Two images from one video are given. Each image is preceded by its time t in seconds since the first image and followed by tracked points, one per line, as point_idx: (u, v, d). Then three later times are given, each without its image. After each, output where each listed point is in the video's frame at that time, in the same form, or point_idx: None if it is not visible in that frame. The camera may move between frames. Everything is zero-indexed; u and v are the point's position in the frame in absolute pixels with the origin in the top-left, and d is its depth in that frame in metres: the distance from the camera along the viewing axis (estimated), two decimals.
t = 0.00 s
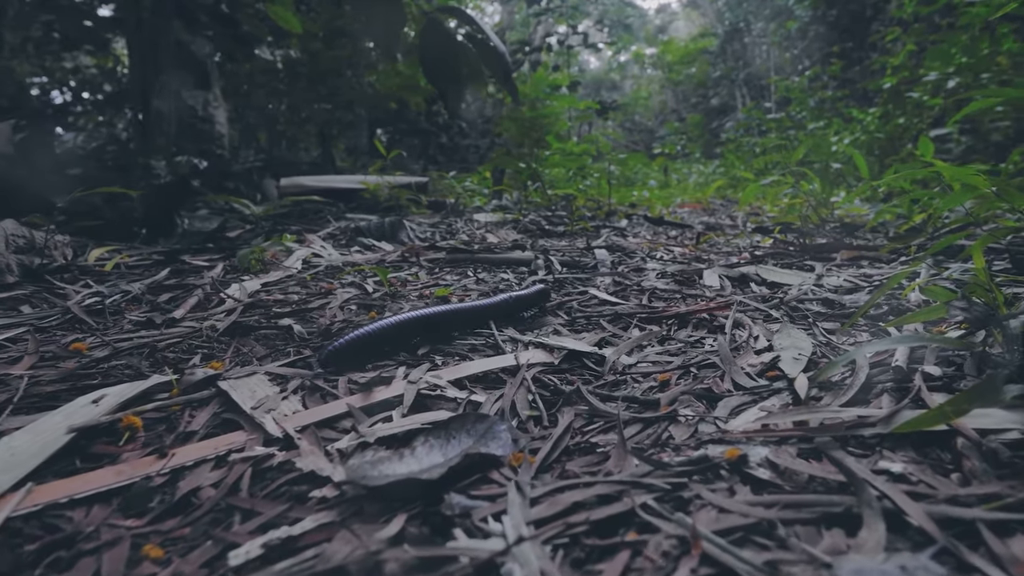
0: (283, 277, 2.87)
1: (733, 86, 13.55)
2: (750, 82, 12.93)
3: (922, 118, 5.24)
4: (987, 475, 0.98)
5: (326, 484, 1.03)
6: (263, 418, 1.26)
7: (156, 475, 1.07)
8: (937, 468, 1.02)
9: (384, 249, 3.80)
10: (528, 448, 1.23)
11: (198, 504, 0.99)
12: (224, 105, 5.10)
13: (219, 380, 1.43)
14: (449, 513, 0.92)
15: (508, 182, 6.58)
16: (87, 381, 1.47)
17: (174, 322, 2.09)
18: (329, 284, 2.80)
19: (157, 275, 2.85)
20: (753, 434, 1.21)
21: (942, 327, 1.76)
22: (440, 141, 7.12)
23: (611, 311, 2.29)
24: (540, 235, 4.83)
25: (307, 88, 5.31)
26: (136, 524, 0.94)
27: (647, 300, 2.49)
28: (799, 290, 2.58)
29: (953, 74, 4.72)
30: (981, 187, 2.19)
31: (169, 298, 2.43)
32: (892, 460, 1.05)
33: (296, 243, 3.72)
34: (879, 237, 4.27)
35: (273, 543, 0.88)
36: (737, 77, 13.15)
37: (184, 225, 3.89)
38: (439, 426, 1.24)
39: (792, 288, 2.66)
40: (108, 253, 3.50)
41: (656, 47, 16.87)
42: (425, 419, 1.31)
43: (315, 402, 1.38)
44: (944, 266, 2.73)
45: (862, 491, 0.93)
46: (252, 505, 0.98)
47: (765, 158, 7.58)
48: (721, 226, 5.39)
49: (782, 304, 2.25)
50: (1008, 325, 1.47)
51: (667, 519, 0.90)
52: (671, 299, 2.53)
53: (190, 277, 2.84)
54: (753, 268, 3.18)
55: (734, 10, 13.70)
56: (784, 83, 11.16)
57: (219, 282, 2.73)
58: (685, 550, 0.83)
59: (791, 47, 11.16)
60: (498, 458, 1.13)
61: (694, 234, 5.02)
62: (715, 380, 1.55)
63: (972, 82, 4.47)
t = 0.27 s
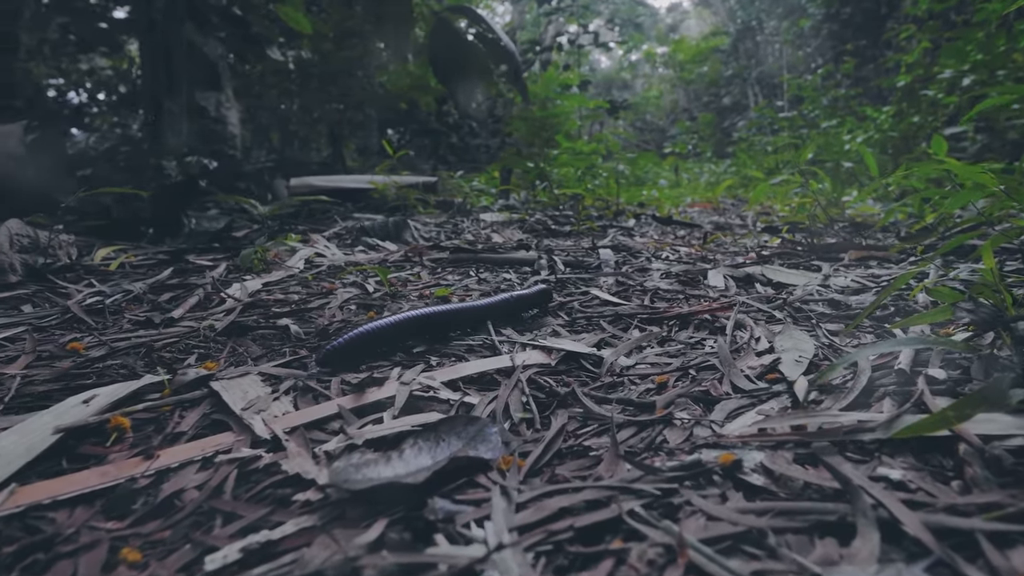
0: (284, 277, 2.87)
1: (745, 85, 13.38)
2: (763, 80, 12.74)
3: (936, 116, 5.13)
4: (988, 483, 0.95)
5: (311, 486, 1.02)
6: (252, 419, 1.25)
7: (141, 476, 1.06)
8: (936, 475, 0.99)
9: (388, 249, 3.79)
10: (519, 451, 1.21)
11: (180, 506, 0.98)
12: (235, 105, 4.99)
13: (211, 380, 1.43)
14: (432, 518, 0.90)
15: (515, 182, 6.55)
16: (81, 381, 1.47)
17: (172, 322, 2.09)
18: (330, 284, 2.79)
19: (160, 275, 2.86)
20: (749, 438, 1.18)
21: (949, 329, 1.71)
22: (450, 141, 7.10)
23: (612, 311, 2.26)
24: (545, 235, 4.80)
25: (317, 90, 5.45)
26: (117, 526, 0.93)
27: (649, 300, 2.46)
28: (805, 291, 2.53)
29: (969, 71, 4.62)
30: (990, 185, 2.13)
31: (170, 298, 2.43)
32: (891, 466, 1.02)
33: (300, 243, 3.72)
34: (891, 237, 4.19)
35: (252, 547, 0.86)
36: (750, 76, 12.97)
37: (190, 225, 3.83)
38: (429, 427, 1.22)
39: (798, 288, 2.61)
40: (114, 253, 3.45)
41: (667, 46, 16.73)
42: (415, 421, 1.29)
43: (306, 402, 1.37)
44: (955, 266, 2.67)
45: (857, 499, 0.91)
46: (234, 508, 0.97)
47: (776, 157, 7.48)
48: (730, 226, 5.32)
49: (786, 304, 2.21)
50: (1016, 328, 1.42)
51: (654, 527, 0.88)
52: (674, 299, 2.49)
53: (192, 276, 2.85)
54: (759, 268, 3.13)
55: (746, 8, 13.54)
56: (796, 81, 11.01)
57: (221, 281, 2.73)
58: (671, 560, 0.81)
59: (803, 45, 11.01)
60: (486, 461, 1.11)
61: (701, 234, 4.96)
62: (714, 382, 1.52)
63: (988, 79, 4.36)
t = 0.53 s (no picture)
0: (287, 277, 2.87)
1: (759, 84, 13.21)
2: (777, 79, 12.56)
3: (954, 114, 5.02)
4: (989, 492, 0.92)
5: (295, 490, 1.00)
6: (242, 420, 1.24)
7: (126, 477, 1.05)
8: (936, 483, 0.96)
9: (393, 249, 3.78)
10: (509, 454, 1.19)
11: (163, 508, 0.97)
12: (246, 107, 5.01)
13: (204, 381, 1.42)
14: (414, 523, 0.89)
15: (523, 181, 6.51)
16: (76, 380, 1.47)
17: (172, 321, 2.09)
18: (332, 284, 2.78)
19: (165, 274, 2.87)
20: (745, 443, 1.15)
21: (958, 332, 1.67)
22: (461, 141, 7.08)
23: (613, 312, 2.24)
24: (552, 235, 4.76)
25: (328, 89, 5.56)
26: (99, 528, 0.93)
27: (651, 301, 2.43)
28: (812, 291, 2.49)
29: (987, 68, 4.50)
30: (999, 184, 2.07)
31: (172, 297, 2.43)
32: (889, 473, 0.99)
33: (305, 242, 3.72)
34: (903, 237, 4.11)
35: (231, 551, 0.85)
36: (763, 75, 12.79)
37: (198, 225, 3.81)
38: (418, 430, 1.21)
39: (805, 288, 2.57)
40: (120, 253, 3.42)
41: (680, 44, 16.57)
42: (406, 423, 1.28)
43: (298, 403, 1.36)
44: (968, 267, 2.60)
45: (851, 508, 0.88)
46: (217, 510, 0.96)
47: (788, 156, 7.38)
48: (741, 227, 5.25)
49: (791, 305, 2.17)
50: None
51: (641, 535, 0.86)
52: (677, 299, 2.46)
53: (196, 276, 2.86)
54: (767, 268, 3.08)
55: (760, 6, 13.37)
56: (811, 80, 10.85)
57: (223, 281, 2.74)
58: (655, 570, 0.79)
59: (818, 43, 10.84)
60: (475, 465, 1.09)
61: (710, 234, 4.90)
62: (713, 385, 1.49)
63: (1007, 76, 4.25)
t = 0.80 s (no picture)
0: (290, 277, 2.87)
1: (773, 82, 13.05)
2: (791, 77, 12.40)
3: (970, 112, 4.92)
4: (990, 501, 0.89)
5: (280, 492, 0.99)
6: (233, 421, 1.24)
7: (113, 479, 1.05)
8: (934, 491, 0.93)
9: (398, 249, 3.78)
10: (500, 457, 1.17)
11: (148, 510, 0.96)
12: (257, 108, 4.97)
13: (198, 381, 1.42)
14: (396, 527, 0.87)
15: (532, 181, 6.49)
16: (71, 380, 1.48)
17: (173, 321, 2.09)
18: (335, 283, 2.79)
19: (170, 273, 2.88)
20: (741, 448, 1.13)
21: (966, 334, 1.63)
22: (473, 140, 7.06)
23: (615, 313, 2.21)
24: (560, 234, 4.73)
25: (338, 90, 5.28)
26: (82, 529, 0.92)
27: (654, 301, 2.40)
28: (818, 292, 2.45)
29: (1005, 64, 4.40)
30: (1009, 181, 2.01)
31: (174, 297, 2.45)
32: (886, 480, 0.96)
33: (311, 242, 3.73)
34: (916, 236, 4.04)
35: (210, 554, 0.85)
36: (778, 73, 12.61)
37: (206, 224, 3.84)
38: (408, 432, 1.19)
39: (812, 289, 2.52)
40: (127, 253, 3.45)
41: (693, 43, 16.44)
42: (397, 425, 1.26)
43: (291, 404, 1.35)
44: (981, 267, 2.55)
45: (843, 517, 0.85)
46: (201, 513, 0.95)
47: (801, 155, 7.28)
48: (751, 226, 5.19)
49: (795, 306, 2.13)
50: None
51: (626, 542, 0.84)
52: (680, 300, 2.43)
53: (200, 276, 2.87)
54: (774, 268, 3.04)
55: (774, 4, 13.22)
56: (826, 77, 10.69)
57: (227, 280, 2.74)
58: None
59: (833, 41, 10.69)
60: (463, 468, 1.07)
61: (719, 233, 4.85)
62: (712, 388, 1.46)
63: None
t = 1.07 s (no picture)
0: (293, 277, 2.88)
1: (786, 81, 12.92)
2: (804, 76, 12.29)
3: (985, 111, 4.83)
4: (988, 512, 0.87)
5: (268, 495, 0.99)
6: (225, 422, 1.24)
7: (103, 480, 1.05)
8: (932, 501, 0.91)
9: (402, 249, 3.78)
10: (492, 461, 1.16)
11: (136, 512, 0.96)
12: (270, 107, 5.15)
13: (193, 382, 1.42)
14: (382, 533, 0.87)
15: (539, 181, 6.46)
16: (68, 381, 1.48)
17: (174, 322, 2.10)
18: (337, 284, 2.79)
19: (174, 273, 2.89)
20: (737, 453, 1.11)
21: (972, 337, 1.60)
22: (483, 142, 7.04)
23: (616, 314, 2.19)
24: (567, 234, 4.71)
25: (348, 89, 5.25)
26: (70, 532, 0.93)
27: (657, 303, 2.38)
28: (824, 294, 2.41)
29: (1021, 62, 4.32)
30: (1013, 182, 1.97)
31: (177, 297, 2.46)
32: (882, 489, 0.95)
33: (316, 242, 3.74)
34: (928, 237, 3.97)
35: (195, 559, 0.84)
36: (790, 71, 12.48)
37: (212, 224, 3.85)
38: (400, 435, 1.19)
39: (817, 291, 2.49)
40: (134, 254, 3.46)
41: (705, 42, 16.32)
42: (390, 427, 1.25)
43: (285, 406, 1.35)
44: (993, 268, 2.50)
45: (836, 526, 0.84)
46: (188, 515, 0.95)
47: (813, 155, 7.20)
48: (760, 227, 5.14)
49: (799, 308, 2.10)
50: None
51: (612, 550, 0.83)
52: (683, 301, 2.41)
53: (204, 275, 2.88)
54: (779, 269, 3.00)
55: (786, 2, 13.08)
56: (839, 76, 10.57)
57: (230, 281, 2.76)
58: None
59: (847, 39, 10.55)
60: (454, 472, 1.06)
61: (728, 234, 4.81)
62: (711, 392, 1.44)
63: None
